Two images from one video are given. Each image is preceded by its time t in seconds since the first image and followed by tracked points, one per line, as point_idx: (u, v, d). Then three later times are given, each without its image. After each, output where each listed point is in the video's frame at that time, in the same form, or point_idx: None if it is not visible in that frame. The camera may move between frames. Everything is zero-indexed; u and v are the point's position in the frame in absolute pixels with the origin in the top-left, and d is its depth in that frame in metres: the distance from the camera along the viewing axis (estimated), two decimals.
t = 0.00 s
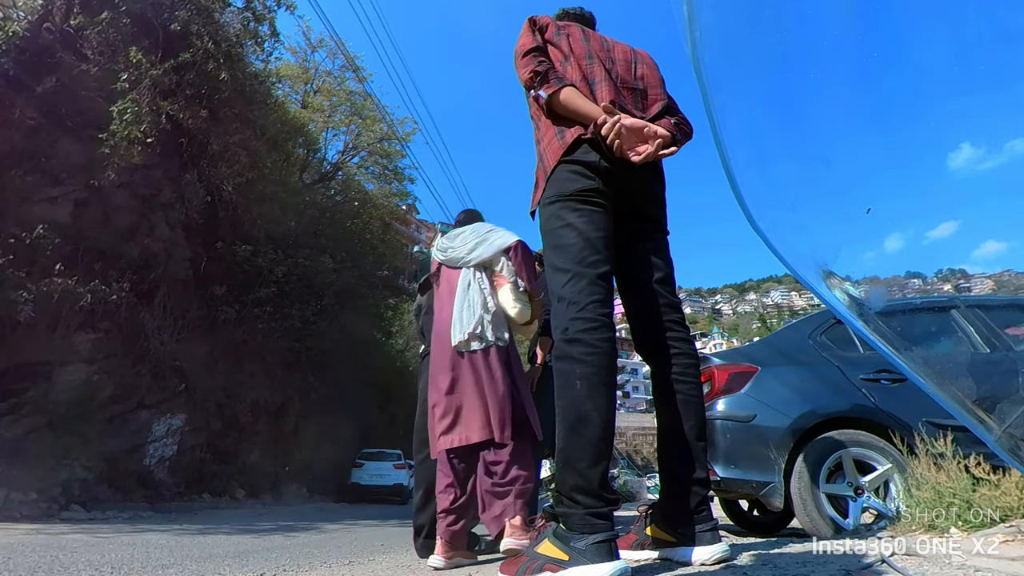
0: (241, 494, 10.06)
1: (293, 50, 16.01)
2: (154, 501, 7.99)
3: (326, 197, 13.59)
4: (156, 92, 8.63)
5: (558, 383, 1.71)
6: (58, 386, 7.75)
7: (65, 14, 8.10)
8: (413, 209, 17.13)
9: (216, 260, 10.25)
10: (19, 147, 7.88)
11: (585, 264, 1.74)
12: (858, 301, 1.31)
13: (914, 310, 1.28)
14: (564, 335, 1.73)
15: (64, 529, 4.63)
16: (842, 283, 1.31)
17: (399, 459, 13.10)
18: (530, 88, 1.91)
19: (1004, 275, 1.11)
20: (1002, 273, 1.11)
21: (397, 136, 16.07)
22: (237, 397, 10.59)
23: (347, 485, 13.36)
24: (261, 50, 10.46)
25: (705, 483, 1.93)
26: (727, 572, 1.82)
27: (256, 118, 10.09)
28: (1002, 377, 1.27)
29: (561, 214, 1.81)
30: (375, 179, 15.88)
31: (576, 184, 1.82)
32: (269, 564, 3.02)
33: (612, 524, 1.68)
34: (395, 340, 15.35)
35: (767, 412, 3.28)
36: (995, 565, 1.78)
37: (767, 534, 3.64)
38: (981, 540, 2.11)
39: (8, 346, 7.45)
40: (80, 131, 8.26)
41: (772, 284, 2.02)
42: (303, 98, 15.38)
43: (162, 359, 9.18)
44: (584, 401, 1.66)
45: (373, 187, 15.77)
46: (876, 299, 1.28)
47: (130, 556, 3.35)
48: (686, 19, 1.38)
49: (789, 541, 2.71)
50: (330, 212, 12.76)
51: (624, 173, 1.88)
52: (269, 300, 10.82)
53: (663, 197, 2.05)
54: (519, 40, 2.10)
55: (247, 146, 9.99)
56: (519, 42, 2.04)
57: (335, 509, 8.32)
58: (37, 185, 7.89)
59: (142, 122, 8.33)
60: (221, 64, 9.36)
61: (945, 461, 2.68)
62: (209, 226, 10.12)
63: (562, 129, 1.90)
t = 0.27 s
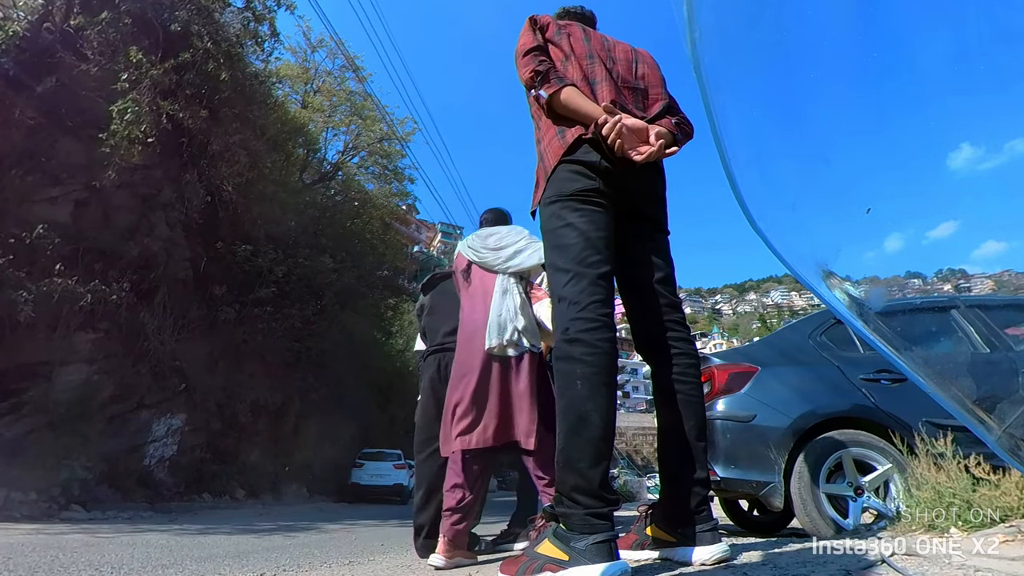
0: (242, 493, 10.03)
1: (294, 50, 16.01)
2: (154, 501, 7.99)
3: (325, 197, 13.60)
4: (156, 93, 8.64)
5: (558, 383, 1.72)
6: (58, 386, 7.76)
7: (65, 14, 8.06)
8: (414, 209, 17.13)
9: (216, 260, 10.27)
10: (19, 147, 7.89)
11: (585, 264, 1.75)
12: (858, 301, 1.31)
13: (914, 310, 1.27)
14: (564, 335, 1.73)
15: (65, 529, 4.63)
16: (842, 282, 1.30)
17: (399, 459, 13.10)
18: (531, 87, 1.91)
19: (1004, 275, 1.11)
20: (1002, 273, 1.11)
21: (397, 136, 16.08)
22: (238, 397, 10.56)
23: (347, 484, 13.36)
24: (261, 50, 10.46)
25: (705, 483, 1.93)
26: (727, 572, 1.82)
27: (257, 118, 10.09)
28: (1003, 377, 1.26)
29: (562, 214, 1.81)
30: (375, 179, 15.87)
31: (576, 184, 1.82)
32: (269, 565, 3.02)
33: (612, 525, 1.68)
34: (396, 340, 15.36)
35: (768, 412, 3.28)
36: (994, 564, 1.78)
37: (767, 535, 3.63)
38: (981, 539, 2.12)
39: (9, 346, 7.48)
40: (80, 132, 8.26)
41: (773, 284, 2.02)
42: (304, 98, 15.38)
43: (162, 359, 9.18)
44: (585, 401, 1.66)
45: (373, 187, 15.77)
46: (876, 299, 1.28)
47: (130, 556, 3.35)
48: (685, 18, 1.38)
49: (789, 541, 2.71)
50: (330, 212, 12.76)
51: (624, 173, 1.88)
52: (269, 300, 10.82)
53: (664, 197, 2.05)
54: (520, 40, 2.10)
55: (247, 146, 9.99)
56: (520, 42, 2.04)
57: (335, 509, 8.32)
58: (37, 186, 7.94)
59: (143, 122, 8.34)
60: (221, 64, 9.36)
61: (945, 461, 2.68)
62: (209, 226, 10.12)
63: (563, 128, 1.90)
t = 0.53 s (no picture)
0: (264, 478, 10.11)
1: (303, 39, 16.01)
2: (180, 487, 8.14)
3: (338, 185, 13.71)
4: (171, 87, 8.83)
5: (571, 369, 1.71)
6: (84, 376, 7.82)
7: (77, 9, 8.10)
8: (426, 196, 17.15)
9: (232, 250, 10.35)
10: (37, 144, 7.84)
11: (599, 248, 1.73)
12: (877, 283, 1.28)
13: (935, 292, 1.25)
14: (577, 319, 1.71)
15: (92, 515, 4.71)
16: (861, 265, 1.28)
17: (416, 444, 13.23)
18: (551, 63, 1.81)
19: None
20: None
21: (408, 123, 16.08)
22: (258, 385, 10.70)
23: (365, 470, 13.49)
24: (271, 39, 10.48)
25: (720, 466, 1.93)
26: (742, 554, 1.82)
27: (269, 108, 10.13)
28: None
29: (576, 197, 1.79)
30: (387, 167, 15.91)
31: (592, 168, 1.78)
32: (292, 547, 3.06)
33: (626, 508, 1.68)
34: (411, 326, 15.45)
35: (785, 396, 3.23)
36: (1013, 547, 1.77)
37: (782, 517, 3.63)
38: (1002, 523, 2.10)
39: (33, 339, 7.37)
40: (97, 125, 8.32)
41: (789, 267, 1.98)
42: (314, 87, 15.39)
43: (183, 348, 9.30)
44: (600, 385, 1.65)
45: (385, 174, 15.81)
46: (896, 281, 1.25)
47: (157, 539, 3.40)
48: None
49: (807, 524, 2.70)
50: (343, 201, 12.81)
51: (640, 160, 1.86)
52: (285, 288, 10.92)
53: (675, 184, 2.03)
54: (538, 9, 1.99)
55: (260, 137, 10.03)
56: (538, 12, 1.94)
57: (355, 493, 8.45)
58: (56, 180, 7.93)
59: (160, 117, 8.45)
60: (233, 55, 9.44)
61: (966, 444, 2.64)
62: (224, 217, 10.20)
63: (582, 111, 1.85)
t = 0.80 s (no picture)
0: (266, 477, 10.09)
1: (304, 38, 16.01)
2: (184, 485, 8.16)
3: (339, 184, 13.72)
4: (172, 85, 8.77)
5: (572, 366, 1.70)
6: (88, 374, 7.87)
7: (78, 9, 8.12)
8: (427, 194, 17.16)
9: (234, 249, 10.36)
10: (39, 143, 7.88)
11: (601, 246, 1.72)
12: (880, 281, 1.27)
13: (938, 290, 1.24)
14: (579, 316, 1.71)
15: (96, 513, 4.72)
16: (863, 263, 1.27)
17: (418, 442, 13.23)
18: (558, 57, 1.80)
19: None
20: None
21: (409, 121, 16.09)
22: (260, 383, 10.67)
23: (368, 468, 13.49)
24: (272, 38, 10.48)
25: (722, 465, 1.93)
26: (743, 552, 1.82)
27: (270, 106, 10.14)
28: None
29: (579, 193, 1.78)
30: (388, 165, 15.92)
31: (595, 165, 1.78)
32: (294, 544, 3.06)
33: (628, 505, 1.68)
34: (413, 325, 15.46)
35: (787, 394, 3.22)
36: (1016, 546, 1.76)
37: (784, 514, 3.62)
38: (1005, 521, 2.09)
39: (35, 338, 7.45)
40: (98, 125, 8.32)
41: (791, 265, 1.97)
42: (315, 85, 15.39)
43: (185, 347, 9.32)
44: (602, 383, 1.65)
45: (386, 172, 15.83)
46: (899, 279, 1.24)
47: (161, 537, 3.41)
48: None
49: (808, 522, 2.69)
50: (344, 199, 12.82)
51: (643, 159, 1.86)
52: (287, 287, 10.93)
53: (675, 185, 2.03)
54: None
55: (262, 135, 10.03)
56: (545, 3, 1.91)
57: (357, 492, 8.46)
58: (58, 180, 7.95)
59: (161, 115, 8.45)
60: (234, 54, 9.45)
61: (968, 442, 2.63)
62: (225, 215, 10.21)
63: (586, 107, 1.84)
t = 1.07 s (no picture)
0: (267, 476, 9.96)
1: (305, 37, 16.00)
2: (185, 485, 8.16)
3: (340, 183, 13.71)
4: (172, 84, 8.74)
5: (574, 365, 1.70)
6: (90, 374, 7.99)
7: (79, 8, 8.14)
8: (428, 193, 17.17)
9: (235, 248, 10.35)
10: (40, 143, 7.92)
11: (603, 244, 1.72)
12: (881, 280, 1.27)
13: (939, 289, 1.24)
14: (581, 315, 1.70)
15: (98, 512, 4.72)
16: (864, 261, 1.28)
17: (419, 441, 13.23)
18: (564, 51, 1.78)
19: None
20: None
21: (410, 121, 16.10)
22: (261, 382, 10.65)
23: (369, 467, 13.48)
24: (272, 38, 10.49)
25: (723, 464, 1.93)
26: (744, 551, 1.82)
27: (270, 105, 10.14)
28: None
29: (581, 190, 1.77)
30: (389, 165, 15.94)
31: (598, 162, 1.78)
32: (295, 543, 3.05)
33: (629, 505, 1.68)
34: (414, 324, 15.46)
35: (788, 393, 3.22)
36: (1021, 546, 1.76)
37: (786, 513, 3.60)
38: (1007, 520, 2.09)
39: (36, 338, 7.62)
40: (99, 124, 8.32)
41: (792, 264, 1.97)
42: (316, 85, 15.38)
43: (186, 346, 9.32)
44: (605, 383, 1.64)
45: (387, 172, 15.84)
46: (900, 278, 1.24)
47: (163, 536, 3.41)
48: None
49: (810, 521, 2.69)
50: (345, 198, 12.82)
51: (645, 159, 1.87)
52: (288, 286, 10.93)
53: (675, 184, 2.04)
54: None
55: (263, 135, 10.02)
56: None
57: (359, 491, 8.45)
58: (59, 179, 7.96)
59: (162, 114, 8.45)
60: (235, 53, 9.46)
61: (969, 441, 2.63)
62: (226, 215, 10.20)
63: (590, 104, 1.84)
